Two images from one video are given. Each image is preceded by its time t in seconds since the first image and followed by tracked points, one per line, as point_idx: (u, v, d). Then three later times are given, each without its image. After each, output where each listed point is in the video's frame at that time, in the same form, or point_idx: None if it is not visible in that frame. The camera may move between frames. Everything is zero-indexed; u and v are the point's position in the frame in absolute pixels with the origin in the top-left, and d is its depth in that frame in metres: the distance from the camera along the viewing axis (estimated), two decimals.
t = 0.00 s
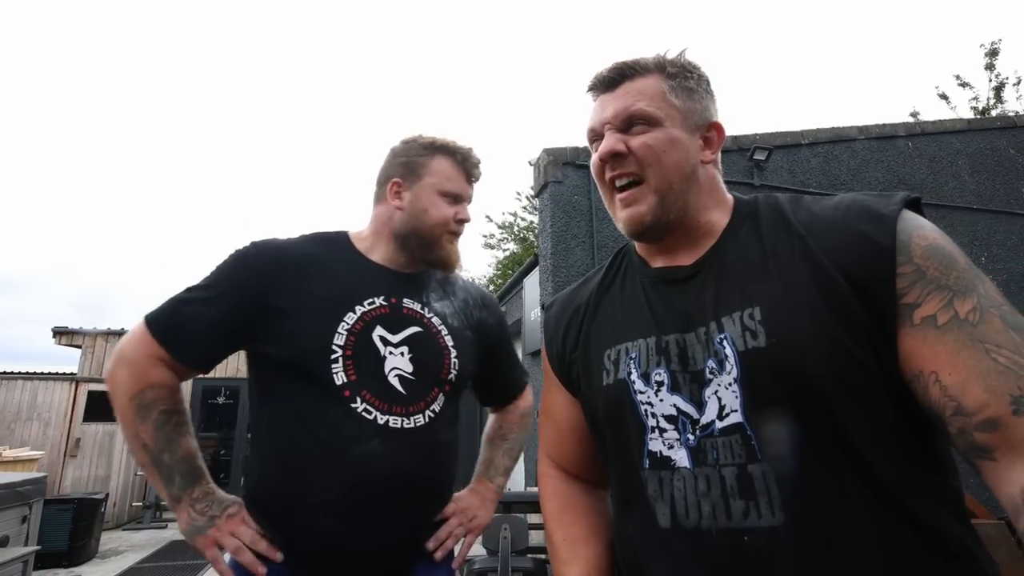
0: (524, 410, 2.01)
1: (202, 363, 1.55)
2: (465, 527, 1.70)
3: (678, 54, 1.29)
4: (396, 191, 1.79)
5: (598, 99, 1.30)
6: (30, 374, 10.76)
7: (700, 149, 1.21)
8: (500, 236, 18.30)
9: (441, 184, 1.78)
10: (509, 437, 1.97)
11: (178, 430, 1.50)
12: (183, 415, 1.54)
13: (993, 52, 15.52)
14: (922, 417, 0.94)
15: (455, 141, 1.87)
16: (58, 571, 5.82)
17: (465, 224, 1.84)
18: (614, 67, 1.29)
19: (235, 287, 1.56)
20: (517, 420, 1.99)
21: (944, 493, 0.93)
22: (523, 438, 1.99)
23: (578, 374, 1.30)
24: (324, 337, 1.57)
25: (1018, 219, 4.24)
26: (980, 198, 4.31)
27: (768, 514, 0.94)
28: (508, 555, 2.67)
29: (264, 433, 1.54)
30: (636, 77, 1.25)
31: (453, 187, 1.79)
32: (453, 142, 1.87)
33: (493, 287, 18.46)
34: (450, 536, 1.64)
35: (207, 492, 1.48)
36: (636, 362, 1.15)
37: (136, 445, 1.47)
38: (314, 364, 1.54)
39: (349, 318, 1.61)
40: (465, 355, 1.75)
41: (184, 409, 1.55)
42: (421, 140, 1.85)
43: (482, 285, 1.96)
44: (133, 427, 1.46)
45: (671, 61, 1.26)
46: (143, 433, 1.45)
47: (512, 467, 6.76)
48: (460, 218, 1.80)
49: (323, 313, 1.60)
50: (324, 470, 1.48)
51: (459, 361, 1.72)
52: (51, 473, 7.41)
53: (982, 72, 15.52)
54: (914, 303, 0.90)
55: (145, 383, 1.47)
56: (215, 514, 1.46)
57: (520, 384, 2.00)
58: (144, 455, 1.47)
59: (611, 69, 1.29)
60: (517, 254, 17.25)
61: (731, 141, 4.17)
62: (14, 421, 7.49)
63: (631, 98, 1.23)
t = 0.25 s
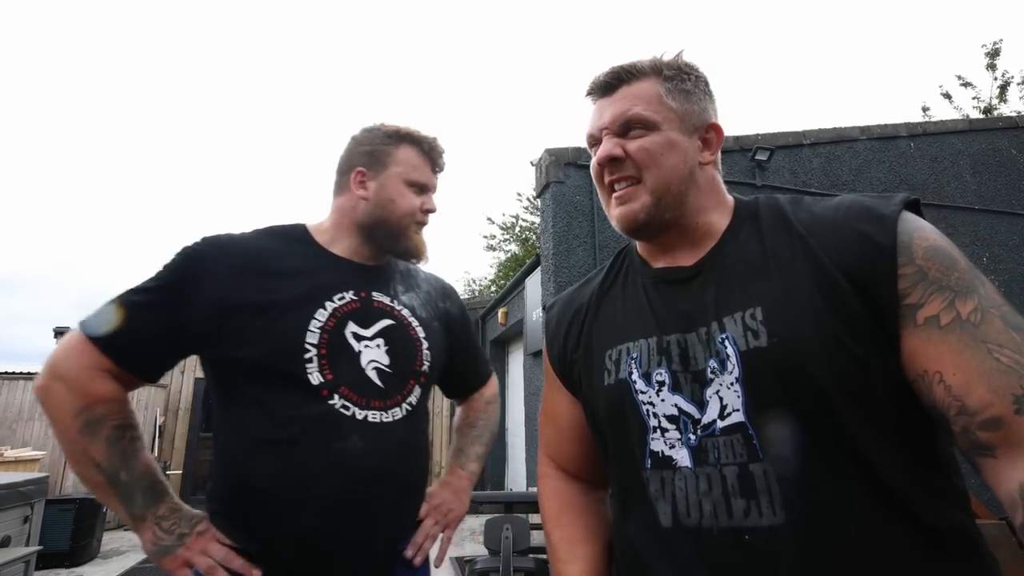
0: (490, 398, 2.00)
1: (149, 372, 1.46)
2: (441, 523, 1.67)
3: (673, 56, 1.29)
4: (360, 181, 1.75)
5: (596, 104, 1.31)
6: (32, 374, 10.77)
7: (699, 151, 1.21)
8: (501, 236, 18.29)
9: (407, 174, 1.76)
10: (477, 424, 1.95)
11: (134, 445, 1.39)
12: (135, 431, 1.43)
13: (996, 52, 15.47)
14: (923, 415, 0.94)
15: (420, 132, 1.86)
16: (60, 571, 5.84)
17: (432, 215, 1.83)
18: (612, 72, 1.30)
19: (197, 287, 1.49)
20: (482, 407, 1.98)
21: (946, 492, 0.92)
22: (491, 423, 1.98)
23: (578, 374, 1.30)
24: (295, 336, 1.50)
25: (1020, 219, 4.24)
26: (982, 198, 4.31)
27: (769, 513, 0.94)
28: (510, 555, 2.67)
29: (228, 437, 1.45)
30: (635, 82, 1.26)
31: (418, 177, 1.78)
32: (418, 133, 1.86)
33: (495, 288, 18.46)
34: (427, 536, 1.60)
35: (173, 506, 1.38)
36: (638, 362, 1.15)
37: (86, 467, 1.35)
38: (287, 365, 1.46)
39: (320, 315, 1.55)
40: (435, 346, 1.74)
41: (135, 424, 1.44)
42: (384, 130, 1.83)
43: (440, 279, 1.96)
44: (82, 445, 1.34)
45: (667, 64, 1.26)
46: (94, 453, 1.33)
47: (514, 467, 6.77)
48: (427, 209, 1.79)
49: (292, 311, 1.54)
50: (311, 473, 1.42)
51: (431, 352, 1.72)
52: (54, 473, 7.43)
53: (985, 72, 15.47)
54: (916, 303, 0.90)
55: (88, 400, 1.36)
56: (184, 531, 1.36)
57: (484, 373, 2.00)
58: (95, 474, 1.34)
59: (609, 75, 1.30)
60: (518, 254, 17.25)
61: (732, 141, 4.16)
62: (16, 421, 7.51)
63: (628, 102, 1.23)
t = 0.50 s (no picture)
0: (453, 396, 1.92)
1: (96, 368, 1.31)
2: (406, 535, 1.57)
3: (670, 60, 1.29)
4: (312, 166, 1.63)
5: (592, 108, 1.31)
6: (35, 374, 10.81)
7: (697, 153, 1.21)
8: (503, 237, 18.32)
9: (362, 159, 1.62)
10: (439, 426, 1.86)
11: (88, 442, 1.25)
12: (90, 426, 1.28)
13: (997, 53, 15.45)
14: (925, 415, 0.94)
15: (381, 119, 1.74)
16: (63, 571, 5.86)
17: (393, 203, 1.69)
18: (607, 77, 1.30)
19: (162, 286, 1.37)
20: (445, 407, 1.89)
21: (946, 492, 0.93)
22: (453, 423, 1.89)
23: (579, 375, 1.30)
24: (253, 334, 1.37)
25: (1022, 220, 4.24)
26: (984, 199, 4.30)
27: (770, 513, 0.94)
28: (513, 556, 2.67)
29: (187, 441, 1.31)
30: (630, 86, 1.25)
31: (376, 163, 1.65)
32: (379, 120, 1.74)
33: (497, 288, 18.49)
34: (392, 552, 1.49)
35: (144, 500, 1.25)
36: (639, 362, 1.15)
37: (37, 476, 1.20)
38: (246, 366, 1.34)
39: (277, 311, 1.43)
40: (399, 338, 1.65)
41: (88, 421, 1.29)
42: (339, 114, 1.71)
43: (398, 268, 1.87)
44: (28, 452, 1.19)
45: (664, 66, 1.26)
46: (41, 458, 1.19)
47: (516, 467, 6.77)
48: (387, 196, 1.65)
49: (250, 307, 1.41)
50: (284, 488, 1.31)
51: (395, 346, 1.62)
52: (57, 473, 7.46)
53: (986, 73, 15.47)
54: (918, 305, 0.90)
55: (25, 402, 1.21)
56: (160, 530, 1.23)
57: (447, 368, 1.92)
58: (49, 481, 1.20)
59: (604, 80, 1.29)
60: (520, 255, 17.28)
61: (735, 142, 4.16)
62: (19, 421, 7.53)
63: (624, 106, 1.23)
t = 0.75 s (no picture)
0: (433, 374, 1.99)
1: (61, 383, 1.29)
2: (392, 497, 1.72)
3: (670, 61, 1.29)
4: (280, 165, 1.58)
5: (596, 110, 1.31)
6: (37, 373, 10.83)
7: (699, 154, 1.22)
8: (505, 236, 18.31)
9: (333, 158, 1.58)
10: (421, 400, 1.96)
11: (49, 455, 1.23)
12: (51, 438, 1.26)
13: (999, 53, 15.40)
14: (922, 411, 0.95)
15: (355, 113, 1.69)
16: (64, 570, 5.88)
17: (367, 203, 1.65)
18: (610, 78, 1.30)
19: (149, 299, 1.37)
20: (426, 383, 1.98)
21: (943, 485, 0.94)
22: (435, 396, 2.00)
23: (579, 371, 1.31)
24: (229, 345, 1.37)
25: None
26: (986, 199, 4.30)
27: (771, 507, 0.95)
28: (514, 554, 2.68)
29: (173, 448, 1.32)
30: (634, 88, 1.26)
31: (347, 162, 1.60)
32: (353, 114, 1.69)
33: (498, 288, 18.50)
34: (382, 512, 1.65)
35: (107, 515, 1.24)
36: (641, 358, 1.15)
37: None
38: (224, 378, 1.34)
39: (253, 319, 1.42)
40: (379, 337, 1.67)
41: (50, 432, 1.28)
42: (308, 109, 1.65)
43: (378, 260, 1.87)
44: None
45: (665, 68, 1.26)
46: None
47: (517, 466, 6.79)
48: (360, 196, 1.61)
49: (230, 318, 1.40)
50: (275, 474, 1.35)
51: (376, 343, 1.64)
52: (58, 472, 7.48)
53: (988, 73, 15.42)
54: (905, 307, 0.91)
55: None
56: (126, 542, 1.24)
57: (429, 349, 1.97)
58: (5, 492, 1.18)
59: (607, 82, 1.30)
60: (521, 254, 17.27)
61: (736, 141, 4.16)
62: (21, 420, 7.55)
63: (627, 108, 1.23)
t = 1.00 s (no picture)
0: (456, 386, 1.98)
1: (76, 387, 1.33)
2: (406, 518, 1.62)
3: (667, 59, 1.29)
4: (265, 171, 1.63)
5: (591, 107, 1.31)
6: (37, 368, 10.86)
7: (696, 151, 1.22)
8: (504, 232, 18.31)
9: (305, 154, 1.59)
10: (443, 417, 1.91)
11: (67, 463, 1.26)
12: (73, 446, 1.30)
13: (997, 52, 15.40)
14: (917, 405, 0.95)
15: (331, 104, 1.69)
16: (65, 564, 5.90)
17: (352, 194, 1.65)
18: (606, 76, 1.29)
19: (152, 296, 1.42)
20: (447, 399, 1.93)
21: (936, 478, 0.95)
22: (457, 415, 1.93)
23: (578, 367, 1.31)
24: (234, 330, 1.42)
25: None
26: (986, 196, 4.30)
27: (767, 499, 0.95)
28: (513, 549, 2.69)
29: (179, 446, 1.35)
30: (630, 86, 1.25)
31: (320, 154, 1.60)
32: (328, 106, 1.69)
33: (497, 285, 18.50)
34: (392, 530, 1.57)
35: (120, 526, 1.25)
36: (637, 353, 1.16)
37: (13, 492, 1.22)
38: (227, 359, 1.39)
39: (258, 307, 1.48)
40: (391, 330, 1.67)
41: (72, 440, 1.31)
42: (283, 108, 1.67)
43: (394, 264, 1.88)
44: (8, 468, 1.21)
45: (662, 66, 1.26)
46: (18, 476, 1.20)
47: (516, 463, 6.80)
48: (340, 188, 1.61)
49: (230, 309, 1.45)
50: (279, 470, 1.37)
51: (388, 335, 1.64)
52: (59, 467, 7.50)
53: (986, 71, 15.42)
54: (900, 299, 0.91)
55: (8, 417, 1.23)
56: (135, 553, 1.24)
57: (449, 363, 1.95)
58: (26, 500, 1.21)
59: (603, 79, 1.29)
60: (521, 251, 17.28)
61: (736, 137, 4.15)
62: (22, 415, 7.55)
63: (624, 106, 1.23)
